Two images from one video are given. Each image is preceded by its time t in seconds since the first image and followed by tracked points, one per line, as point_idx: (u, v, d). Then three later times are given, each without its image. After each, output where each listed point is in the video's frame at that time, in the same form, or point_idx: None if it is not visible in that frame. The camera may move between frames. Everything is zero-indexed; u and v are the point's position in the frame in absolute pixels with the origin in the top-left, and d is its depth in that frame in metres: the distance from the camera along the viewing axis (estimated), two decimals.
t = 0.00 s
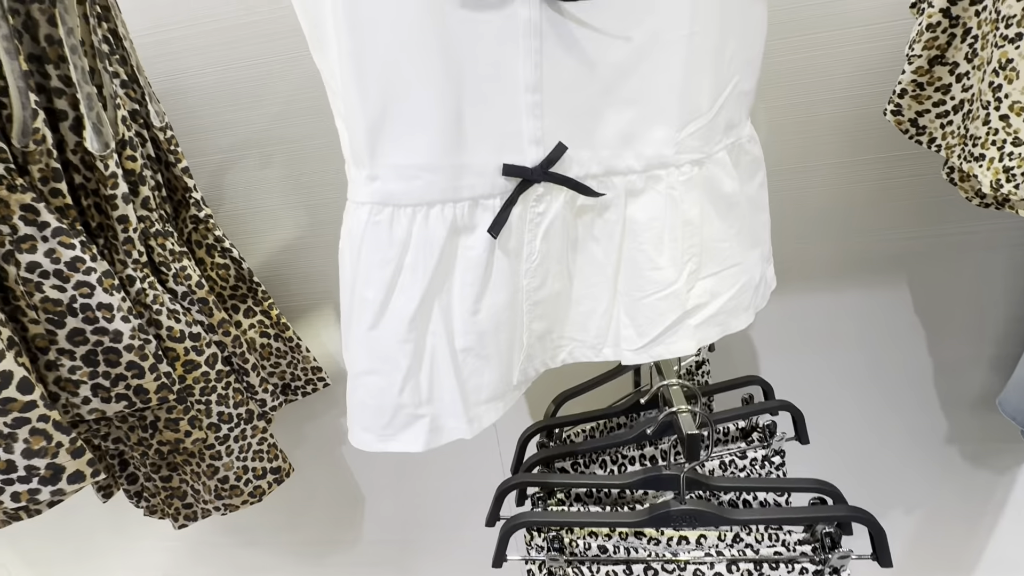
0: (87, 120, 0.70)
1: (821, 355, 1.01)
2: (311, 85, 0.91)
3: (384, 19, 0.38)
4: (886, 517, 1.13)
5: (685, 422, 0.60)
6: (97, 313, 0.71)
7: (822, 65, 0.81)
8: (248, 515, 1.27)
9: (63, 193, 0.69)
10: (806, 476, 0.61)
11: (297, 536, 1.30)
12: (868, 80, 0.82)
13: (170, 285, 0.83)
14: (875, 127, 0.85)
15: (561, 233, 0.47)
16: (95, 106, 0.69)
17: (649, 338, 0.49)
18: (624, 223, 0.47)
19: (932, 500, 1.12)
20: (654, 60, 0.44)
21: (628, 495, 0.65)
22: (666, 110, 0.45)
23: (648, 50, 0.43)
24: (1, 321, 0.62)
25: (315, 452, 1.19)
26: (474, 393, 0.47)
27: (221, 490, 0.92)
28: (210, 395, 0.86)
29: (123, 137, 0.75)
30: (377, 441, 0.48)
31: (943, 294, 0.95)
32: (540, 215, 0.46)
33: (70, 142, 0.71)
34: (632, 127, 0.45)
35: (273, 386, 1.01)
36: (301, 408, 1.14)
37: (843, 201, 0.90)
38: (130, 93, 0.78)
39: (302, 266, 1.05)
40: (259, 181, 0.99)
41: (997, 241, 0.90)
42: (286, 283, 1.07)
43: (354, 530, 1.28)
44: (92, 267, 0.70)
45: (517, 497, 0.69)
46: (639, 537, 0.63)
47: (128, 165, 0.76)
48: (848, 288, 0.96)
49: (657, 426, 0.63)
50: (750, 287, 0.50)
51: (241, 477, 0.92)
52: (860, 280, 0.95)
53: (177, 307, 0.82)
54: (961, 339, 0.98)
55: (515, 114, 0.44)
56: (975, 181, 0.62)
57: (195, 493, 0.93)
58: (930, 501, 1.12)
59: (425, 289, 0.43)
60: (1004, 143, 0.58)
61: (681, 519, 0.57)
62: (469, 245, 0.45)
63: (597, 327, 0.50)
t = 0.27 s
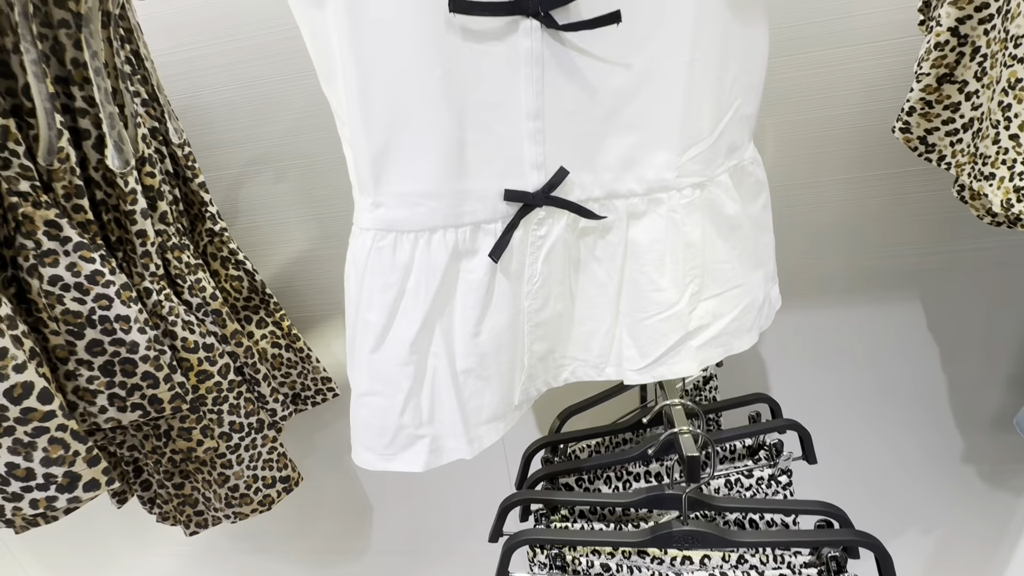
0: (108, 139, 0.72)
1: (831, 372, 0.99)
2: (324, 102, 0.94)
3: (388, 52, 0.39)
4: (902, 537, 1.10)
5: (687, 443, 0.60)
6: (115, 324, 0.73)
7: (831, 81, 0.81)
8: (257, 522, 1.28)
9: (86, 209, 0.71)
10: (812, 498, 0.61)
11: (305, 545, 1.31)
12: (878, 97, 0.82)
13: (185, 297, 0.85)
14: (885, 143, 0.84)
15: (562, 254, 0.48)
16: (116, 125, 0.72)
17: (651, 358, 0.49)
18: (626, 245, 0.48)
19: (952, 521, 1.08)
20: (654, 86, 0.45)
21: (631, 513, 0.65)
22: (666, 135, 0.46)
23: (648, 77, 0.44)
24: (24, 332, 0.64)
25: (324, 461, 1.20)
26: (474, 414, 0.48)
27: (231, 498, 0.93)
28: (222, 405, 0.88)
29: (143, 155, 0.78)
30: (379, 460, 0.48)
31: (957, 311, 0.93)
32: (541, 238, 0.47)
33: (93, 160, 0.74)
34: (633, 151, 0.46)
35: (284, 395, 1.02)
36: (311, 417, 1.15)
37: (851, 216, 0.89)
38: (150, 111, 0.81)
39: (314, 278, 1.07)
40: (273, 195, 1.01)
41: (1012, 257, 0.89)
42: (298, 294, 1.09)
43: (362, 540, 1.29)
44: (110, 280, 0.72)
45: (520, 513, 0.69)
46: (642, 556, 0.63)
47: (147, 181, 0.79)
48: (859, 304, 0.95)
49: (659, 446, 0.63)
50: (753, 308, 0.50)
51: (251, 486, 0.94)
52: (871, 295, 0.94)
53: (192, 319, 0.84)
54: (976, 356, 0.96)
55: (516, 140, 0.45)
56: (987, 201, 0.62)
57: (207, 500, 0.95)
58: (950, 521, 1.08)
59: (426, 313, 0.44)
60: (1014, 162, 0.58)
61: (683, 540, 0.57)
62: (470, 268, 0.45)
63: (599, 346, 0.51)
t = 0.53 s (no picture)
0: (126, 159, 0.75)
1: (835, 390, 0.99)
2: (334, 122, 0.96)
3: (386, 87, 0.41)
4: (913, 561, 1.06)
5: (677, 464, 0.60)
6: (128, 337, 0.76)
7: (830, 101, 0.81)
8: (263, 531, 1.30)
9: (103, 226, 0.74)
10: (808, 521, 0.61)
11: (310, 555, 1.32)
12: (878, 117, 0.83)
13: (197, 310, 0.88)
14: (886, 162, 0.85)
15: (554, 277, 0.49)
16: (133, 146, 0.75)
17: (643, 379, 0.50)
18: (617, 268, 0.49)
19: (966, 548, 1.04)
20: (643, 117, 0.46)
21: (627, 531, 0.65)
22: (655, 163, 0.48)
23: (637, 108, 0.46)
24: (42, 344, 0.67)
25: (330, 472, 1.21)
26: (466, 434, 0.49)
27: (237, 507, 0.94)
28: (230, 415, 0.90)
29: (158, 173, 0.81)
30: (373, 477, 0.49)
31: (962, 330, 0.92)
32: (533, 262, 0.48)
33: (111, 179, 0.77)
34: (623, 178, 0.48)
35: (291, 406, 1.04)
36: (316, 428, 1.17)
37: (853, 235, 0.89)
38: (167, 131, 0.85)
39: (322, 291, 1.09)
40: (284, 211, 1.04)
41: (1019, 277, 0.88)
42: (306, 307, 1.11)
43: (366, 551, 1.29)
44: (125, 294, 0.75)
45: (518, 529, 0.70)
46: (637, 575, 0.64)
47: (163, 199, 0.82)
48: (862, 323, 0.94)
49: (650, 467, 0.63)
50: (744, 331, 0.51)
51: (257, 495, 0.95)
52: (875, 313, 0.94)
53: (203, 331, 0.87)
54: (983, 377, 0.95)
55: (508, 169, 0.47)
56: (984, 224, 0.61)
57: (214, 509, 0.97)
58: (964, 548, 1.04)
59: (420, 336, 0.45)
60: (1011, 186, 0.57)
61: (675, 561, 0.57)
62: (462, 292, 0.46)
63: (592, 366, 0.52)
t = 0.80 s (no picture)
0: (138, 174, 0.77)
1: (837, 405, 0.98)
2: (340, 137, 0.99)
3: (383, 113, 0.43)
4: None
5: (669, 481, 0.60)
6: (137, 347, 0.78)
7: (828, 118, 0.82)
8: (267, 538, 1.31)
9: (115, 239, 0.76)
10: (805, 541, 0.61)
11: (312, 563, 1.33)
12: (876, 134, 0.83)
13: (204, 320, 0.90)
14: (885, 178, 0.85)
15: (546, 295, 0.50)
16: (145, 162, 0.77)
17: (635, 395, 0.50)
18: (609, 286, 0.50)
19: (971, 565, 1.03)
20: (632, 141, 0.48)
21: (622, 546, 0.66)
22: (645, 185, 0.49)
23: (626, 132, 0.48)
24: (54, 354, 0.69)
25: (333, 481, 1.22)
26: (458, 448, 0.49)
27: (241, 515, 0.95)
28: (235, 424, 0.91)
29: (169, 188, 0.83)
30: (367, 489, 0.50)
31: (966, 346, 0.91)
32: (525, 280, 0.49)
33: (123, 194, 0.79)
34: (613, 201, 0.49)
35: (295, 415, 1.05)
36: (320, 436, 1.18)
37: (853, 250, 0.89)
38: (178, 147, 0.87)
39: (327, 302, 1.11)
40: (291, 223, 1.06)
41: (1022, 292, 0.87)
42: (311, 317, 1.13)
43: (368, 561, 1.30)
44: (135, 305, 0.77)
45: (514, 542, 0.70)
46: None
47: (173, 213, 0.84)
48: (864, 338, 0.94)
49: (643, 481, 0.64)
50: (736, 348, 0.51)
51: (260, 503, 0.96)
52: (876, 328, 0.93)
53: (210, 341, 0.88)
54: (987, 393, 0.94)
55: (501, 192, 0.48)
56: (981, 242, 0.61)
57: (218, 516, 0.98)
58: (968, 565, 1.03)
59: (412, 353, 0.46)
60: (1007, 206, 0.57)
61: None
62: (454, 312, 0.47)
63: (584, 382, 0.53)
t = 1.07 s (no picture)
0: (147, 189, 0.79)
1: (839, 420, 0.98)
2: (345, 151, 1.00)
3: (380, 139, 0.44)
4: None
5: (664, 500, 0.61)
6: (143, 357, 0.80)
7: (827, 134, 0.82)
8: (269, 547, 1.32)
9: (124, 252, 0.78)
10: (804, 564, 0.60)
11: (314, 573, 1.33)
12: (876, 149, 0.83)
13: (210, 331, 0.91)
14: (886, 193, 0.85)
15: (540, 314, 0.51)
16: (154, 177, 0.79)
17: (629, 413, 0.51)
18: (602, 305, 0.51)
19: None
20: (625, 163, 0.49)
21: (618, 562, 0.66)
22: (638, 206, 0.50)
23: (619, 155, 0.49)
24: (62, 365, 0.70)
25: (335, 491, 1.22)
26: (452, 466, 0.50)
27: (243, 524, 0.96)
28: (238, 434, 0.92)
29: (177, 202, 0.85)
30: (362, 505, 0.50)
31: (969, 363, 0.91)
32: (519, 300, 0.50)
33: (132, 208, 0.81)
34: (606, 222, 0.50)
35: (298, 425, 1.06)
36: (322, 446, 1.18)
37: (854, 265, 0.89)
38: (187, 161, 0.89)
39: (331, 313, 1.13)
40: (296, 235, 1.07)
41: None
42: (315, 328, 1.14)
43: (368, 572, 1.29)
44: (142, 317, 0.79)
45: (512, 557, 0.70)
46: None
47: (180, 226, 0.86)
48: (865, 353, 0.94)
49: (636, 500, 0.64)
50: (730, 367, 0.51)
51: (262, 513, 0.97)
52: (878, 343, 0.93)
53: (215, 352, 0.90)
54: (994, 410, 0.92)
55: (495, 214, 0.49)
56: (979, 261, 0.61)
57: (221, 525, 0.98)
58: None
59: (406, 372, 0.47)
60: (1005, 225, 0.57)
61: None
62: (448, 331, 0.48)
63: (579, 399, 0.53)
